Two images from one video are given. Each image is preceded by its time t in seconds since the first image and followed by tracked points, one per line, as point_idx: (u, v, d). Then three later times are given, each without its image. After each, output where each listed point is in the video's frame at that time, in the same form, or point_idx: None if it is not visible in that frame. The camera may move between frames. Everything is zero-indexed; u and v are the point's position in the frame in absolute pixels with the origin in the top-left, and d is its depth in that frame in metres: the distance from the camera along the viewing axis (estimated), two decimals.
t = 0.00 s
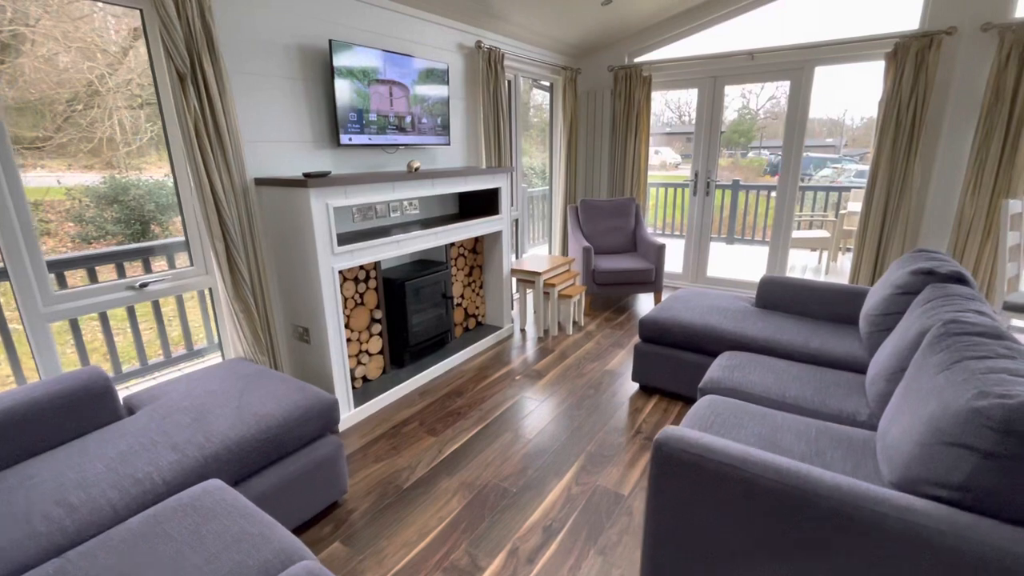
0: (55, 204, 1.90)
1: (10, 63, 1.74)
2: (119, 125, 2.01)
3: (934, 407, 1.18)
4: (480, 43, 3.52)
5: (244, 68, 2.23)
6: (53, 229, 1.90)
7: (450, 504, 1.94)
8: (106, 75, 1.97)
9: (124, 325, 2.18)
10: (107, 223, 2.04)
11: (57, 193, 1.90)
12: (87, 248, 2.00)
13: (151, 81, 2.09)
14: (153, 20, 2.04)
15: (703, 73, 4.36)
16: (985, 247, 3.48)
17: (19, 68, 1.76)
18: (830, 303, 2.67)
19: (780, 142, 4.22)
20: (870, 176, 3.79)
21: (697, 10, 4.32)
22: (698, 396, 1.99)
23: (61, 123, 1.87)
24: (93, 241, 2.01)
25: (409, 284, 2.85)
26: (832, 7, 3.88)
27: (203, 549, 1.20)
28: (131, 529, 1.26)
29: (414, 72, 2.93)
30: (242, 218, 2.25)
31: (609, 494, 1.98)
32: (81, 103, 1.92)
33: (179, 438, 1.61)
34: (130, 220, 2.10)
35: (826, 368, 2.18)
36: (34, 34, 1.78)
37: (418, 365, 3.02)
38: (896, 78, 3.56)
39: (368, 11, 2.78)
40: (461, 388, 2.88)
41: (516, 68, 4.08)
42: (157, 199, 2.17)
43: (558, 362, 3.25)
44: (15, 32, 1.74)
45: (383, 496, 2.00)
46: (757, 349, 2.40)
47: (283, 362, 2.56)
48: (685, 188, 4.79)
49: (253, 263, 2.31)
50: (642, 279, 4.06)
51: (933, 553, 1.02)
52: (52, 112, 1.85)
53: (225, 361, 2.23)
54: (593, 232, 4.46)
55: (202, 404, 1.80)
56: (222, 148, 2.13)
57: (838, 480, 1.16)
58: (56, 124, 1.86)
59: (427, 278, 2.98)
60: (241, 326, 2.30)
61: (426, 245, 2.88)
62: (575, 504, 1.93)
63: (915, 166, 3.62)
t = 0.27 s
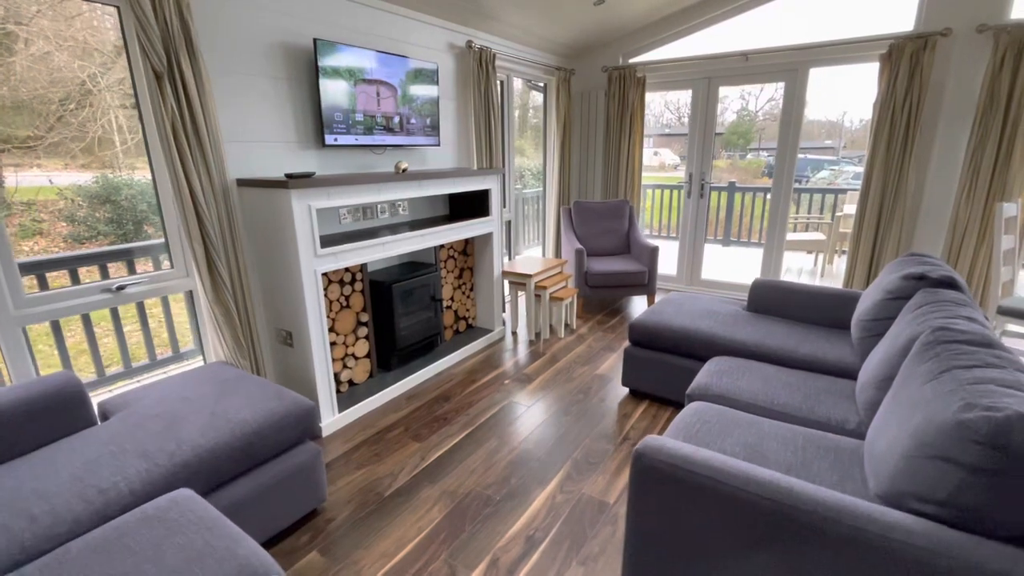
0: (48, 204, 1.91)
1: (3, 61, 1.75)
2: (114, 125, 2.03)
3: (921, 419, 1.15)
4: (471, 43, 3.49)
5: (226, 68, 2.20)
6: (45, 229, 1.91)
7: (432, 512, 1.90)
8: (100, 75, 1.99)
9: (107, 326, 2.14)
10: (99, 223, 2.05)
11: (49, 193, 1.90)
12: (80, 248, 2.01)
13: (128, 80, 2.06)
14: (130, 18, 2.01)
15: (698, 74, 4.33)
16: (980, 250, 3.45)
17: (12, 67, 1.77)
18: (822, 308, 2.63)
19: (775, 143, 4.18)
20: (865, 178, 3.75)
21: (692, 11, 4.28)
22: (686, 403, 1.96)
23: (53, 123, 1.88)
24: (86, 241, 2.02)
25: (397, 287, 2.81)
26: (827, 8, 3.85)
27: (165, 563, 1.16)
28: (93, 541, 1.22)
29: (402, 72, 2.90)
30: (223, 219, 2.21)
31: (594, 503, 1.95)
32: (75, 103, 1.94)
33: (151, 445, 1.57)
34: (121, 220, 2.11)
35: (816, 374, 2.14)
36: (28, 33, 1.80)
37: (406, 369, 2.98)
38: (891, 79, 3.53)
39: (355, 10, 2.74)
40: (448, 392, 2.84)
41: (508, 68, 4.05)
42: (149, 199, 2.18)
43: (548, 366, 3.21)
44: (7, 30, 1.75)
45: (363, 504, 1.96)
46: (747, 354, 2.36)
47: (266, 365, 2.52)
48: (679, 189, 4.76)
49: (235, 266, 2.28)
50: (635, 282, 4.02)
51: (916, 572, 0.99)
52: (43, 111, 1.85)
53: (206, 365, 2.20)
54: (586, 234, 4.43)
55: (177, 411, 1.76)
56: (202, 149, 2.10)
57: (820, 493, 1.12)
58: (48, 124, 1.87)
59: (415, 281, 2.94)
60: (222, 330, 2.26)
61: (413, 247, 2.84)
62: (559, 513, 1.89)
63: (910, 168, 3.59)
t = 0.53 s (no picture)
0: (33, 202, 1.89)
1: None
2: (101, 122, 2.01)
3: (902, 421, 1.13)
4: (459, 41, 3.46)
5: (205, 63, 2.16)
6: (30, 227, 1.89)
7: (414, 516, 1.87)
8: (87, 71, 1.97)
9: (85, 325, 2.10)
10: (85, 222, 2.03)
11: (33, 190, 1.88)
12: (65, 247, 1.99)
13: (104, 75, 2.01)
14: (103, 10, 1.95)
15: (688, 74, 4.32)
16: (967, 251, 3.46)
17: None
18: (809, 308, 2.63)
19: (765, 143, 4.18)
20: (854, 178, 3.76)
21: (682, 10, 4.27)
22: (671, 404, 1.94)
23: (38, 120, 1.86)
24: (71, 240, 2.00)
25: (382, 287, 2.77)
26: (816, 8, 3.85)
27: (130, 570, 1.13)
28: (57, 548, 1.19)
29: (388, 69, 2.86)
30: (202, 218, 2.17)
31: (578, 505, 1.92)
32: (60, 99, 1.91)
33: (123, 449, 1.53)
34: (107, 219, 2.09)
35: (802, 375, 2.13)
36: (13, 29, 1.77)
37: (392, 370, 2.95)
38: (879, 80, 3.53)
39: (340, 6, 2.70)
40: (435, 393, 2.81)
41: (498, 67, 4.02)
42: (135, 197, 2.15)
43: (537, 366, 3.19)
44: None
45: (345, 507, 1.93)
46: (734, 355, 2.35)
47: (248, 366, 2.48)
48: (670, 189, 4.75)
49: (215, 266, 2.24)
50: (625, 282, 4.00)
51: None
52: (27, 107, 1.83)
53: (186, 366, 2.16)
54: (576, 233, 4.41)
55: (152, 413, 1.73)
56: (180, 146, 2.06)
57: (801, 497, 1.11)
58: (32, 121, 1.85)
59: (401, 281, 2.91)
60: (202, 330, 2.22)
61: (400, 247, 2.80)
62: (543, 515, 1.87)
63: (899, 168, 3.60)
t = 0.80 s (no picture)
0: (14, 203, 1.85)
1: None
2: (83, 122, 1.97)
3: (886, 422, 1.13)
4: (446, 41, 3.44)
5: (185, 62, 2.12)
6: (10, 228, 1.85)
7: (400, 521, 1.84)
8: (69, 71, 1.93)
9: (63, 329, 2.05)
10: (66, 224, 1.99)
11: (14, 190, 1.84)
12: (46, 248, 1.95)
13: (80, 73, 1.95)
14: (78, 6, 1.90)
15: (676, 76, 4.34)
16: (950, 251, 3.50)
17: None
18: (796, 308, 2.64)
19: (752, 145, 4.21)
20: (840, 179, 3.79)
21: (669, 12, 4.29)
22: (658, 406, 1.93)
23: (17, 120, 1.82)
24: (51, 242, 1.96)
25: (369, 288, 2.74)
26: (802, 11, 3.88)
27: None
28: (25, 561, 1.15)
29: (373, 69, 2.83)
30: (182, 220, 2.13)
31: (566, 508, 1.91)
32: (41, 98, 1.87)
33: (97, 456, 1.49)
34: (90, 220, 2.05)
35: (789, 375, 2.13)
36: None
37: (379, 373, 2.91)
38: (863, 82, 3.56)
39: (324, 4, 2.67)
40: (422, 396, 2.78)
41: (486, 67, 4.00)
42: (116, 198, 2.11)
43: (525, 368, 3.17)
44: None
45: (329, 513, 1.90)
46: (721, 355, 2.35)
47: (231, 370, 2.44)
48: (658, 190, 4.77)
49: (196, 268, 2.20)
50: (614, 283, 4.00)
51: None
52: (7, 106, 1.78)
53: (167, 371, 2.11)
54: (565, 234, 4.40)
55: (128, 419, 1.68)
56: (158, 146, 2.02)
57: (786, 499, 1.10)
58: (12, 121, 1.80)
59: (388, 283, 2.88)
60: (182, 334, 2.18)
61: (386, 248, 2.77)
62: (530, 519, 1.85)
63: (883, 169, 3.63)
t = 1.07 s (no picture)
0: None
1: None
2: (53, 123, 1.90)
3: (868, 422, 1.14)
4: (428, 43, 3.41)
5: (158, 62, 2.06)
6: None
7: (383, 530, 1.80)
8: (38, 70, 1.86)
9: (31, 337, 1.97)
10: (37, 228, 1.91)
11: None
12: (14, 254, 1.87)
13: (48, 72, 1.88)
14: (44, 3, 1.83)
15: (659, 79, 4.37)
16: (926, 251, 3.57)
17: None
18: (778, 309, 2.66)
19: (734, 147, 4.25)
20: (820, 181, 3.85)
21: (652, 16, 4.32)
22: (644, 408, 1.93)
23: None
24: (21, 247, 1.88)
25: (351, 293, 2.69)
26: (781, 16, 3.94)
27: None
28: None
29: (354, 70, 2.79)
30: (156, 224, 2.07)
31: (552, 513, 1.89)
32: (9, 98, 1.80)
33: (65, 470, 1.43)
34: (62, 224, 1.98)
35: (773, 376, 2.14)
36: None
37: (362, 378, 2.87)
38: (841, 86, 3.62)
39: (303, 4, 2.62)
40: (406, 401, 2.74)
41: (469, 69, 3.99)
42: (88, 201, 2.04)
43: (511, 371, 3.15)
44: None
45: (310, 523, 1.85)
46: (705, 357, 2.36)
47: (208, 378, 2.37)
48: (643, 193, 4.79)
49: (170, 274, 2.14)
50: (599, 285, 4.00)
51: None
52: None
53: (140, 379, 2.04)
54: (550, 237, 4.40)
55: (99, 430, 1.62)
56: (131, 148, 1.96)
57: (771, 502, 1.10)
58: None
59: (371, 287, 2.83)
60: (157, 341, 2.11)
61: (369, 252, 2.73)
62: (516, 525, 1.83)
63: (861, 171, 3.69)
